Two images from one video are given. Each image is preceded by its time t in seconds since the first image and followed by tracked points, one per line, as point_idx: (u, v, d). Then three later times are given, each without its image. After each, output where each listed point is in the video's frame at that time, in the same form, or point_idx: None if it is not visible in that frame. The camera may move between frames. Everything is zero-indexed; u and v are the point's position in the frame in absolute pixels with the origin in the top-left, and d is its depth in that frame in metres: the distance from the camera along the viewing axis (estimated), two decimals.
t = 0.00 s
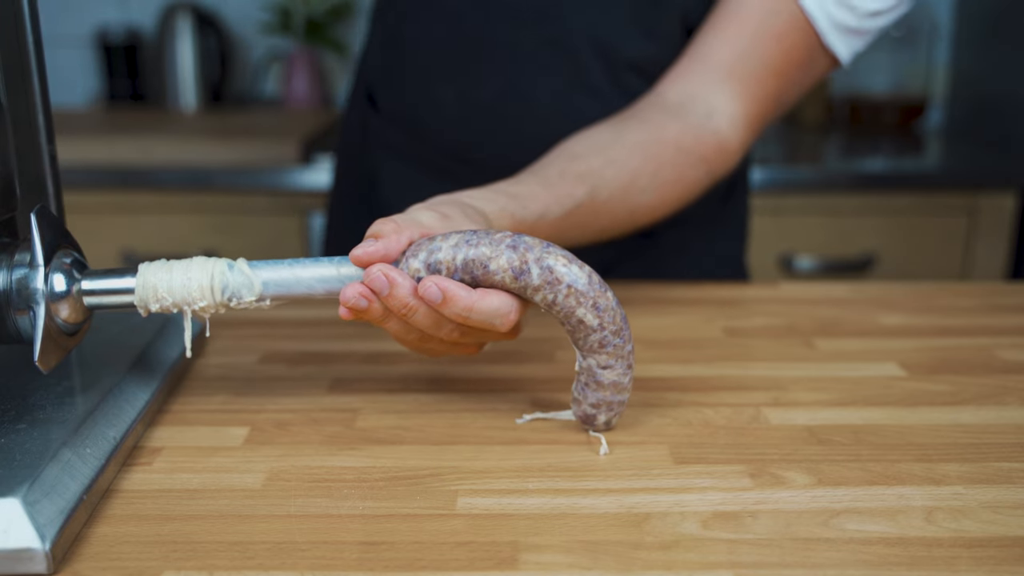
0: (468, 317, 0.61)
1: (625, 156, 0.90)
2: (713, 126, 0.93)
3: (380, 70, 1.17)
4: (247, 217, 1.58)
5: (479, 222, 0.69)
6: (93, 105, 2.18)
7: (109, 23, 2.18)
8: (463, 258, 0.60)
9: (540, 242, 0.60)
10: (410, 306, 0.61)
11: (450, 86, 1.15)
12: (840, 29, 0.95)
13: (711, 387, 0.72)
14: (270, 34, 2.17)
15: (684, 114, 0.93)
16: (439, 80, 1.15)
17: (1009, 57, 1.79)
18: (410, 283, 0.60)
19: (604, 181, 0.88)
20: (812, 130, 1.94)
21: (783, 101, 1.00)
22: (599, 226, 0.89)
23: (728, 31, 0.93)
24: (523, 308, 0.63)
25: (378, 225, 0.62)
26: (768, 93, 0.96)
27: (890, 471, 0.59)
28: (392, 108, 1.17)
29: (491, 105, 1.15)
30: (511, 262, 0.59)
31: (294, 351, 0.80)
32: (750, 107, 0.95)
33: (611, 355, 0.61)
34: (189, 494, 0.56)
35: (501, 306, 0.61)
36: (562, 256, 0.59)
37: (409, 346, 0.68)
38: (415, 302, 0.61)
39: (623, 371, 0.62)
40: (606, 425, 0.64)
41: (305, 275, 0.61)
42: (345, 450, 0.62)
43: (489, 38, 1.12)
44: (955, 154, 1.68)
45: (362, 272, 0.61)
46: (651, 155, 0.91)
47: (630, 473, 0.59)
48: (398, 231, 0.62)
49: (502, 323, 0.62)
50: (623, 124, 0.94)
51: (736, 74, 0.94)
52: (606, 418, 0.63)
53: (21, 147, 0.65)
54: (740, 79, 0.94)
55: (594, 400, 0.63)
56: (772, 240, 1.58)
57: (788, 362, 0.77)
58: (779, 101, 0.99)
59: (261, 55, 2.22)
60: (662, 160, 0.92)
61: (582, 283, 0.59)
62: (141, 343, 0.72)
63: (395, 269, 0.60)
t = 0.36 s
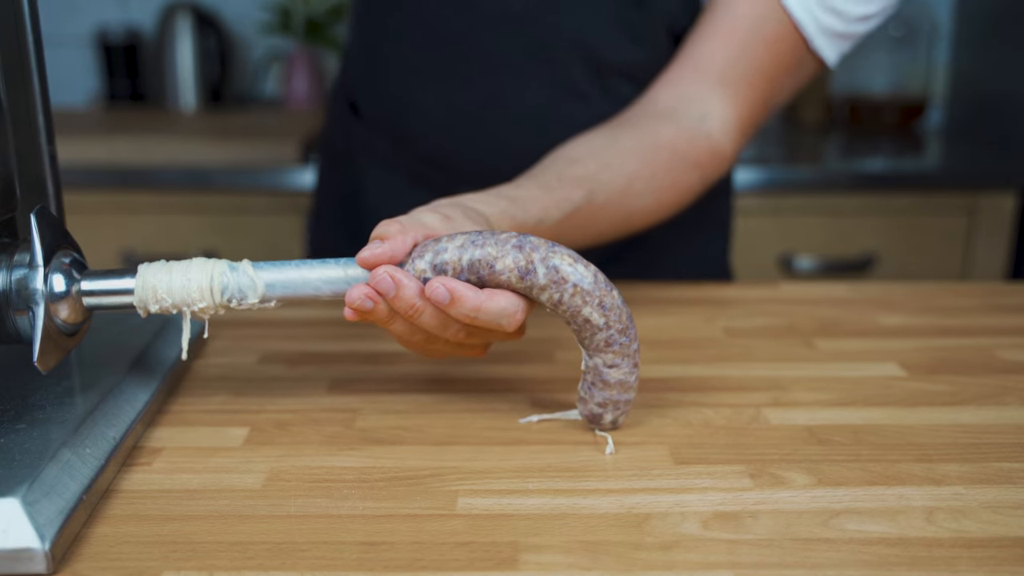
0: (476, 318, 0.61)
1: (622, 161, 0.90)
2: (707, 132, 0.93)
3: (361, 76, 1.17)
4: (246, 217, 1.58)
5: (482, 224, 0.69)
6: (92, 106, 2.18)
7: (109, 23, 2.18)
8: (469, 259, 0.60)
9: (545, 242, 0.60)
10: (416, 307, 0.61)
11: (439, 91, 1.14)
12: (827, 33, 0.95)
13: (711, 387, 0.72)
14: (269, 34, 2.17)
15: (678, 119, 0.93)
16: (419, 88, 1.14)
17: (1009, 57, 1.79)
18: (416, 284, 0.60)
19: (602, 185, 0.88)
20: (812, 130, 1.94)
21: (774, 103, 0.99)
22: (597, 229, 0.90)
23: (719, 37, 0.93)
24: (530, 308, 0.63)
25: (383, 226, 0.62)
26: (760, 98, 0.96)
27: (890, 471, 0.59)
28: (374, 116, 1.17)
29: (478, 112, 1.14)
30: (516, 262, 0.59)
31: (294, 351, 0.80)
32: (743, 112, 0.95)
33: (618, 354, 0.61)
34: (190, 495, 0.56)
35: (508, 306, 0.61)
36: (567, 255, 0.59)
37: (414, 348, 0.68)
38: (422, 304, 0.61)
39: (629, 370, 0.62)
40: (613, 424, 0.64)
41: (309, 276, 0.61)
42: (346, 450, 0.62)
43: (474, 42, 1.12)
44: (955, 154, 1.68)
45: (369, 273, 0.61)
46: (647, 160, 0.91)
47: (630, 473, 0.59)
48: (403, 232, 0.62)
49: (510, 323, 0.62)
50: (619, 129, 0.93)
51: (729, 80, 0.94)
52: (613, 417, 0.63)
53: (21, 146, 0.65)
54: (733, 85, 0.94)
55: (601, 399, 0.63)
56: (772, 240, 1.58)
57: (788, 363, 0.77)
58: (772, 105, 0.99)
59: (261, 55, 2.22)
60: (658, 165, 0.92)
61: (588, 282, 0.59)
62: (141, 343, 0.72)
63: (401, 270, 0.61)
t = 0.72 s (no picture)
0: (462, 317, 0.61)
1: (613, 151, 0.90)
2: (698, 118, 0.94)
3: (348, 74, 1.17)
4: (246, 217, 1.58)
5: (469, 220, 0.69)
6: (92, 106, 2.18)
7: (109, 23, 2.18)
8: (453, 259, 0.60)
9: (529, 242, 0.60)
10: (400, 306, 0.61)
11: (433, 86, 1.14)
12: (813, 16, 0.95)
13: (711, 387, 0.72)
14: (269, 34, 2.17)
15: (667, 107, 0.94)
16: (411, 79, 1.14)
17: (1009, 57, 1.79)
18: (401, 284, 0.61)
19: (593, 176, 0.87)
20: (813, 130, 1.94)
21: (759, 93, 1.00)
22: (589, 222, 0.89)
23: (704, 25, 0.95)
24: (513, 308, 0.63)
25: (367, 227, 0.62)
26: (747, 87, 0.97)
27: (890, 471, 0.59)
28: (363, 114, 1.17)
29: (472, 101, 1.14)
30: (497, 263, 0.59)
31: (293, 351, 0.80)
32: (730, 100, 0.96)
33: (602, 354, 0.61)
34: (188, 495, 0.56)
35: (493, 306, 0.61)
36: (549, 256, 0.59)
37: (405, 343, 0.69)
38: (407, 303, 0.61)
39: (615, 370, 0.62)
40: (604, 422, 0.64)
41: (304, 270, 0.61)
42: (345, 450, 0.62)
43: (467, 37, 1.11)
44: (955, 154, 1.68)
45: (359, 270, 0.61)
46: (639, 150, 0.91)
47: (630, 473, 0.59)
48: (387, 232, 0.62)
49: (496, 322, 0.62)
50: (608, 120, 0.94)
51: (716, 68, 0.95)
52: (603, 416, 0.63)
53: (10, 145, 0.64)
54: (720, 72, 0.95)
55: (589, 398, 0.63)
56: (772, 240, 1.57)
57: (788, 362, 0.77)
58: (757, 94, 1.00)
59: (262, 55, 2.22)
60: (649, 154, 0.92)
61: (568, 283, 0.59)
62: (134, 337, 0.73)
63: (384, 269, 0.61)
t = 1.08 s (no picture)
0: (482, 316, 0.61)
1: (605, 163, 0.90)
2: (687, 135, 0.94)
3: (343, 74, 1.18)
4: (246, 217, 1.58)
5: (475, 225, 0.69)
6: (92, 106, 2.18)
7: (109, 23, 2.18)
8: (473, 256, 0.60)
9: (548, 239, 0.61)
10: (417, 307, 0.61)
11: (428, 94, 1.14)
12: (796, 36, 0.94)
13: (711, 387, 0.72)
14: (269, 34, 2.17)
15: (659, 121, 0.94)
16: (403, 83, 1.14)
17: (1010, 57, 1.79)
18: (417, 285, 0.60)
19: (586, 186, 0.87)
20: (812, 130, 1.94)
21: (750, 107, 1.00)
22: (579, 230, 0.89)
23: (697, 42, 0.94)
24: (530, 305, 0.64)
25: (383, 225, 0.62)
26: (736, 103, 0.97)
27: (890, 471, 0.59)
28: (358, 116, 1.17)
29: (467, 105, 1.14)
30: (520, 259, 0.60)
31: (294, 351, 0.80)
32: (720, 117, 0.96)
33: (617, 349, 0.63)
34: (189, 495, 0.56)
35: (513, 304, 0.61)
36: (570, 253, 0.61)
37: (413, 345, 0.69)
38: (424, 303, 0.61)
39: (627, 364, 0.63)
40: (610, 416, 0.65)
41: (311, 276, 0.60)
42: (346, 450, 0.62)
43: (463, 45, 1.11)
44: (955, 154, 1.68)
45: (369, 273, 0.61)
46: (630, 162, 0.91)
47: (631, 473, 0.59)
48: (403, 232, 0.62)
49: (515, 319, 0.62)
50: (601, 131, 0.94)
51: (707, 86, 0.95)
52: (611, 409, 0.64)
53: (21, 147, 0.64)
54: (710, 90, 0.95)
55: (599, 392, 0.64)
56: (772, 240, 1.57)
57: (788, 362, 0.77)
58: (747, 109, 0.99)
59: (261, 55, 2.22)
60: (640, 167, 0.92)
61: (590, 279, 0.60)
62: (142, 343, 0.73)
63: (399, 270, 0.60)
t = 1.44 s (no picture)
0: (486, 316, 0.61)
1: (606, 156, 0.90)
2: (688, 124, 0.94)
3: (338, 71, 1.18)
4: (247, 217, 1.58)
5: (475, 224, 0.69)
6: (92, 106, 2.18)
7: (109, 23, 2.18)
8: (474, 254, 0.60)
9: (549, 237, 0.61)
10: (418, 308, 0.61)
11: (426, 90, 1.13)
12: (798, 23, 0.95)
13: (711, 387, 0.72)
14: (269, 34, 2.17)
15: (658, 113, 0.94)
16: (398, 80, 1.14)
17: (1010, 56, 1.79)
18: (417, 285, 0.60)
19: (587, 180, 0.87)
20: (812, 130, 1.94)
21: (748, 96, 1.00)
22: (583, 225, 0.89)
23: (693, 31, 0.94)
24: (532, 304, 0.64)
25: (383, 225, 0.62)
26: (735, 92, 0.97)
27: (890, 471, 0.59)
28: (356, 114, 1.17)
29: (468, 101, 1.14)
30: (521, 257, 0.60)
31: (294, 351, 0.80)
32: (720, 106, 0.96)
33: (618, 348, 0.63)
34: (189, 495, 0.56)
35: (515, 303, 0.61)
36: (571, 251, 0.61)
37: (414, 344, 0.69)
38: (426, 304, 0.61)
39: (627, 363, 0.64)
40: (610, 416, 0.65)
41: (312, 275, 0.61)
42: (346, 450, 0.62)
43: (463, 42, 1.11)
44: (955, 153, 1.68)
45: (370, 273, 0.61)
46: (632, 154, 0.91)
47: (631, 473, 0.59)
48: (402, 231, 0.62)
49: (518, 317, 0.62)
50: (600, 124, 0.94)
51: (706, 74, 0.95)
52: (611, 410, 0.64)
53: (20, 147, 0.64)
54: (710, 79, 0.95)
55: (600, 392, 0.64)
56: (772, 240, 1.57)
57: (788, 362, 0.77)
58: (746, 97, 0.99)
59: (261, 55, 2.22)
60: (642, 158, 0.92)
61: (592, 277, 0.60)
62: (142, 343, 0.73)
63: (400, 271, 0.60)
